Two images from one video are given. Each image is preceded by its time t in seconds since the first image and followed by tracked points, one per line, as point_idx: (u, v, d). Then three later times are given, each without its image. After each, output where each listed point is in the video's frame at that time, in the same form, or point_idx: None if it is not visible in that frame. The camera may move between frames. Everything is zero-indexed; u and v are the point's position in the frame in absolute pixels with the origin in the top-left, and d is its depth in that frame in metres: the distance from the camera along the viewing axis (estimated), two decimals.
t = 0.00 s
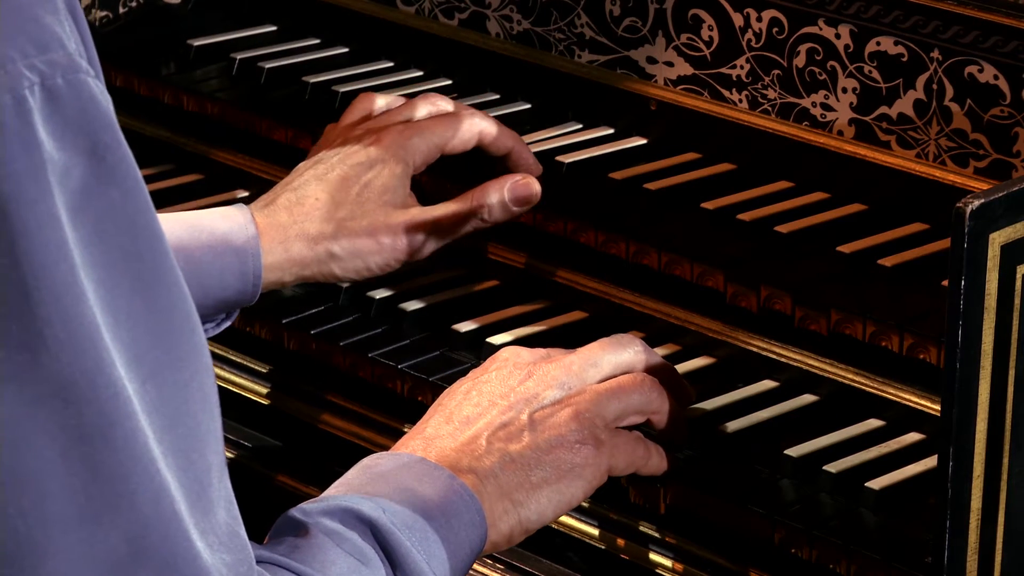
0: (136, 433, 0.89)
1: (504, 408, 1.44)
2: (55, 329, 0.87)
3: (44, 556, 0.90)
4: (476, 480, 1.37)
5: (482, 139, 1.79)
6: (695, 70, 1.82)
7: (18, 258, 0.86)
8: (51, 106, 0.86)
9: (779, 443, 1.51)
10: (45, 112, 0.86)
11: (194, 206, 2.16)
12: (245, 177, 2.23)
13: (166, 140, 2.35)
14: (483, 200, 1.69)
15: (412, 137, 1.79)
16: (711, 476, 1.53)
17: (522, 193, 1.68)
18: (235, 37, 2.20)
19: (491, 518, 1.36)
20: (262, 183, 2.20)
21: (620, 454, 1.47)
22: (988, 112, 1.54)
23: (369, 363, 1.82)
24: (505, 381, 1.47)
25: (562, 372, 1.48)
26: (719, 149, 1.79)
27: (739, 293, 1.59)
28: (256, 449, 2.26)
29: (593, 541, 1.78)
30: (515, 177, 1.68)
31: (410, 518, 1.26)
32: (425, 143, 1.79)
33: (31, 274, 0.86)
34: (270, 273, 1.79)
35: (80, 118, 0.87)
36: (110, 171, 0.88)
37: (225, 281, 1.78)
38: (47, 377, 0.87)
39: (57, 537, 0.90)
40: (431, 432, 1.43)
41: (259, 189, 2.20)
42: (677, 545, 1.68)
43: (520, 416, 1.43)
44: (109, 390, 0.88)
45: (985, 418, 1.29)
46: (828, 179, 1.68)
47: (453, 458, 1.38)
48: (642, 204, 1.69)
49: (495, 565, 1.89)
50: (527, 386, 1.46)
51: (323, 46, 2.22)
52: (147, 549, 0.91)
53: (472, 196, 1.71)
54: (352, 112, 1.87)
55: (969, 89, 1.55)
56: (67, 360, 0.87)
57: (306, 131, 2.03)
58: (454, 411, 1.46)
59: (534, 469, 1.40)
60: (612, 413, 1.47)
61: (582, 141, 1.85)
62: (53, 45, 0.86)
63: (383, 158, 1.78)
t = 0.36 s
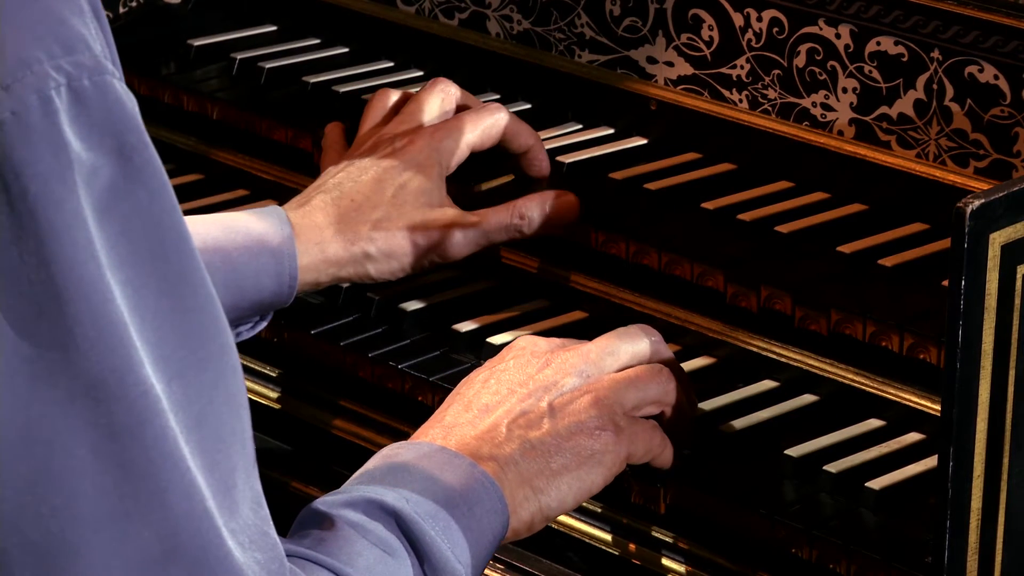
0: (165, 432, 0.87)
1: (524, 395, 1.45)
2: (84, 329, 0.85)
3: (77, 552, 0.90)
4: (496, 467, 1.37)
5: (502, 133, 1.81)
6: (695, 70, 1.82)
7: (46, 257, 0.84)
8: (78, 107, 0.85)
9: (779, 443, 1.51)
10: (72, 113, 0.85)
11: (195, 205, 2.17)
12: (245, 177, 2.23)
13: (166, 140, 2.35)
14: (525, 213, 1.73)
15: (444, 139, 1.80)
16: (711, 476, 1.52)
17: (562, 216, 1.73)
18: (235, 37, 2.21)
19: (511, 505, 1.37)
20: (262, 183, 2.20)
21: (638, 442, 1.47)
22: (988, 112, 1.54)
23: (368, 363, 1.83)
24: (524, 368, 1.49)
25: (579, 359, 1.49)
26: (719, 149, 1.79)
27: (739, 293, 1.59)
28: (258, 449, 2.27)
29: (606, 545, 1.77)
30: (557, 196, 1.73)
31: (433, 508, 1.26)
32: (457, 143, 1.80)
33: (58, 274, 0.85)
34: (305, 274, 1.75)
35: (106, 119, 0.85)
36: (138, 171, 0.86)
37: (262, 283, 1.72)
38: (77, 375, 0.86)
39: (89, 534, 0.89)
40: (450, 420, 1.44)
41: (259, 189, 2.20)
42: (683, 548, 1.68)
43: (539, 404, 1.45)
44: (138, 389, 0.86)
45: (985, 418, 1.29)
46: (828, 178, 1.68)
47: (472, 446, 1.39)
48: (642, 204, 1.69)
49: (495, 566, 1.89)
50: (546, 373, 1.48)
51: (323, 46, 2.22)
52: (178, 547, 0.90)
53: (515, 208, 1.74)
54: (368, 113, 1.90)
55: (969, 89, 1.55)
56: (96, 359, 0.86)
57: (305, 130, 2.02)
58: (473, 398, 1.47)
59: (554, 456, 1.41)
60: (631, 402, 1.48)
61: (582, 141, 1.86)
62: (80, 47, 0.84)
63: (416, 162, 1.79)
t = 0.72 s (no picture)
0: (175, 432, 0.87)
1: (531, 386, 1.45)
2: (94, 329, 0.85)
3: (91, 553, 0.89)
4: (504, 457, 1.37)
5: (502, 131, 1.81)
6: (695, 70, 1.82)
7: (54, 257, 0.84)
8: (85, 109, 0.85)
9: (779, 443, 1.51)
10: (79, 115, 0.84)
11: (194, 206, 2.17)
12: (245, 177, 2.23)
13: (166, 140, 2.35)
14: (526, 222, 1.73)
15: (444, 137, 1.80)
16: (712, 476, 1.53)
17: (565, 228, 1.72)
18: (235, 37, 2.21)
19: (520, 496, 1.36)
20: (262, 183, 2.20)
21: (644, 434, 1.47)
22: (988, 112, 1.54)
23: (369, 363, 1.83)
24: (531, 361, 1.49)
25: (586, 352, 1.49)
26: (720, 149, 1.79)
27: (739, 293, 1.59)
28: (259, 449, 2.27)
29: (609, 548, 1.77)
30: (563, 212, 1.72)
31: (443, 500, 1.26)
32: (457, 141, 1.80)
33: (68, 275, 0.84)
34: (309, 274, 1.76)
35: (113, 121, 0.85)
36: (145, 174, 0.86)
37: (264, 283, 1.71)
38: (87, 377, 0.86)
39: (101, 536, 0.89)
40: (458, 411, 1.44)
41: (259, 189, 2.20)
42: (684, 548, 1.68)
43: (547, 395, 1.45)
44: (148, 389, 0.86)
45: (985, 418, 1.29)
46: (828, 179, 1.68)
47: (479, 437, 1.39)
48: (642, 204, 1.69)
49: (495, 566, 1.89)
50: (553, 365, 1.48)
51: (323, 46, 2.22)
52: (190, 546, 0.90)
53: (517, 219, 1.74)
54: (369, 113, 1.90)
55: (969, 89, 1.55)
56: (107, 360, 0.85)
57: (305, 130, 2.02)
58: (480, 390, 1.47)
59: (562, 447, 1.41)
60: (637, 395, 1.48)
61: (582, 141, 1.86)
62: (87, 49, 0.84)
63: (417, 160, 1.79)
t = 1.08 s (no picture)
0: (181, 422, 0.87)
1: (540, 379, 1.46)
2: (99, 320, 0.85)
3: (98, 542, 0.90)
4: (512, 448, 1.38)
5: (501, 132, 1.81)
6: (695, 70, 1.82)
7: (58, 249, 0.84)
8: (84, 101, 0.84)
9: (779, 443, 1.51)
10: (78, 107, 0.84)
11: (195, 206, 2.17)
12: (245, 177, 2.23)
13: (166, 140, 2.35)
14: (525, 221, 1.74)
15: (441, 138, 1.80)
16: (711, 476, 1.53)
17: (563, 230, 1.73)
18: (235, 37, 2.21)
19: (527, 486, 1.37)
20: (262, 183, 2.20)
21: (651, 428, 1.47)
22: (988, 112, 1.54)
23: (369, 363, 1.83)
24: (541, 354, 1.50)
25: (598, 345, 1.51)
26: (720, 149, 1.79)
27: (739, 288, 1.60)
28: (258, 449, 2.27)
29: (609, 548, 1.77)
30: (562, 212, 1.73)
31: (450, 491, 1.26)
32: (455, 142, 1.80)
33: (72, 267, 0.84)
34: (310, 279, 1.78)
35: (113, 112, 0.85)
36: (145, 165, 0.86)
37: (264, 286, 1.74)
38: (93, 368, 0.86)
39: (108, 525, 0.89)
40: (467, 405, 1.46)
41: (259, 189, 2.20)
42: (685, 548, 1.68)
43: (556, 388, 1.46)
44: (154, 379, 0.86)
45: (985, 418, 1.29)
46: (827, 178, 1.68)
47: (488, 428, 1.41)
48: (642, 204, 1.69)
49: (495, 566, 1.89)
50: (563, 359, 1.49)
51: (322, 46, 2.22)
52: (198, 534, 0.90)
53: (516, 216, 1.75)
54: (368, 114, 1.90)
55: (969, 89, 1.55)
56: (112, 350, 0.85)
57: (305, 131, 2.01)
58: (490, 385, 1.48)
59: (570, 438, 1.41)
60: (648, 391, 1.48)
61: (583, 141, 1.86)
62: (86, 40, 0.84)
63: (414, 162, 1.79)
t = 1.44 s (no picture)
0: (160, 413, 0.89)
1: (540, 378, 1.46)
2: (78, 312, 0.87)
3: (78, 535, 0.91)
4: (509, 446, 1.39)
5: (499, 130, 1.81)
6: (695, 70, 1.82)
7: (38, 240, 0.86)
8: (64, 90, 0.86)
9: (779, 443, 1.51)
10: (58, 97, 0.86)
11: (195, 206, 2.17)
12: (244, 177, 2.23)
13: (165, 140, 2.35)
14: (524, 217, 1.73)
15: (440, 132, 1.81)
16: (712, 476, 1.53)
17: (561, 230, 1.73)
18: (234, 37, 2.21)
19: (522, 484, 1.38)
20: (262, 183, 2.20)
21: (648, 434, 1.48)
22: (988, 112, 1.54)
23: (369, 363, 1.83)
24: (543, 354, 1.50)
25: (600, 347, 1.50)
26: (720, 149, 1.80)
27: (739, 285, 1.60)
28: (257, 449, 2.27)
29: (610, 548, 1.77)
30: (561, 211, 1.72)
31: (441, 486, 1.26)
32: (455, 136, 1.81)
33: (52, 259, 0.86)
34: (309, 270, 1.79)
35: (93, 101, 0.87)
36: (125, 154, 0.87)
37: (263, 278, 1.75)
38: (72, 359, 0.88)
39: (87, 517, 0.91)
40: (465, 401, 1.45)
41: (259, 189, 2.20)
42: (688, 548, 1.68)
43: (555, 388, 1.46)
44: (133, 371, 0.88)
45: (985, 418, 1.29)
46: (827, 178, 1.68)
47: (485, 425, 1.41)
48: (643, 204, 1.69)
49: (495, 565, 1.89)
50: (564, 359, 1.49)
51: (322, 46, 2.22)
52: (177, 526, 0.92)
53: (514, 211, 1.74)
54: (368, 110, 1.90)
55: (969, 89, 1.55)
56: (91, 342, 0.87)
57: (303, 129, 2.02)
58: (490, 382, 1.48)
59: (566, 439, 1.42)
60: (647, 398, 1.47)
61: (584, 141, 1.86)
62: (65, 29, 0.86)
63: (414, 155, 1.80)
